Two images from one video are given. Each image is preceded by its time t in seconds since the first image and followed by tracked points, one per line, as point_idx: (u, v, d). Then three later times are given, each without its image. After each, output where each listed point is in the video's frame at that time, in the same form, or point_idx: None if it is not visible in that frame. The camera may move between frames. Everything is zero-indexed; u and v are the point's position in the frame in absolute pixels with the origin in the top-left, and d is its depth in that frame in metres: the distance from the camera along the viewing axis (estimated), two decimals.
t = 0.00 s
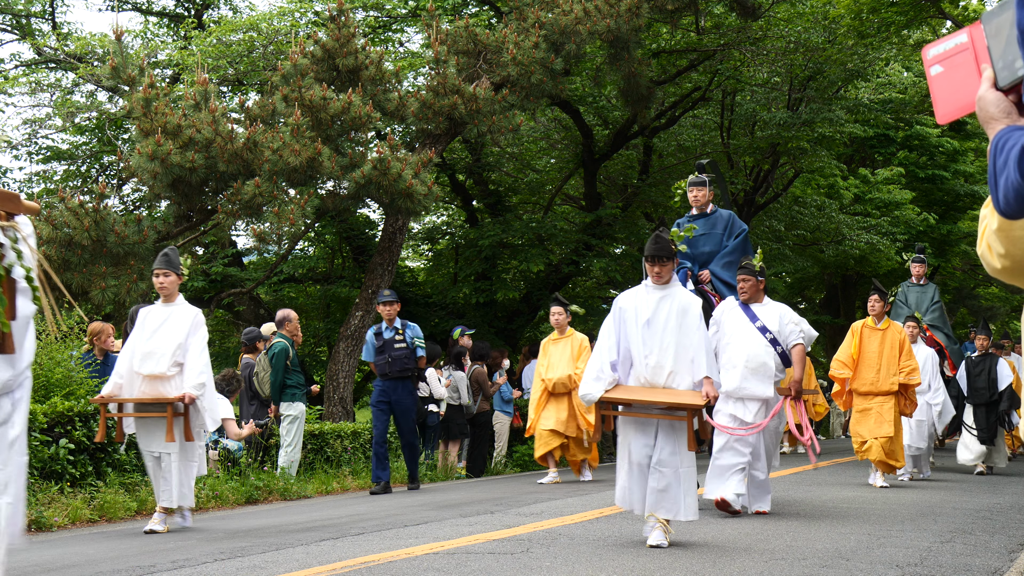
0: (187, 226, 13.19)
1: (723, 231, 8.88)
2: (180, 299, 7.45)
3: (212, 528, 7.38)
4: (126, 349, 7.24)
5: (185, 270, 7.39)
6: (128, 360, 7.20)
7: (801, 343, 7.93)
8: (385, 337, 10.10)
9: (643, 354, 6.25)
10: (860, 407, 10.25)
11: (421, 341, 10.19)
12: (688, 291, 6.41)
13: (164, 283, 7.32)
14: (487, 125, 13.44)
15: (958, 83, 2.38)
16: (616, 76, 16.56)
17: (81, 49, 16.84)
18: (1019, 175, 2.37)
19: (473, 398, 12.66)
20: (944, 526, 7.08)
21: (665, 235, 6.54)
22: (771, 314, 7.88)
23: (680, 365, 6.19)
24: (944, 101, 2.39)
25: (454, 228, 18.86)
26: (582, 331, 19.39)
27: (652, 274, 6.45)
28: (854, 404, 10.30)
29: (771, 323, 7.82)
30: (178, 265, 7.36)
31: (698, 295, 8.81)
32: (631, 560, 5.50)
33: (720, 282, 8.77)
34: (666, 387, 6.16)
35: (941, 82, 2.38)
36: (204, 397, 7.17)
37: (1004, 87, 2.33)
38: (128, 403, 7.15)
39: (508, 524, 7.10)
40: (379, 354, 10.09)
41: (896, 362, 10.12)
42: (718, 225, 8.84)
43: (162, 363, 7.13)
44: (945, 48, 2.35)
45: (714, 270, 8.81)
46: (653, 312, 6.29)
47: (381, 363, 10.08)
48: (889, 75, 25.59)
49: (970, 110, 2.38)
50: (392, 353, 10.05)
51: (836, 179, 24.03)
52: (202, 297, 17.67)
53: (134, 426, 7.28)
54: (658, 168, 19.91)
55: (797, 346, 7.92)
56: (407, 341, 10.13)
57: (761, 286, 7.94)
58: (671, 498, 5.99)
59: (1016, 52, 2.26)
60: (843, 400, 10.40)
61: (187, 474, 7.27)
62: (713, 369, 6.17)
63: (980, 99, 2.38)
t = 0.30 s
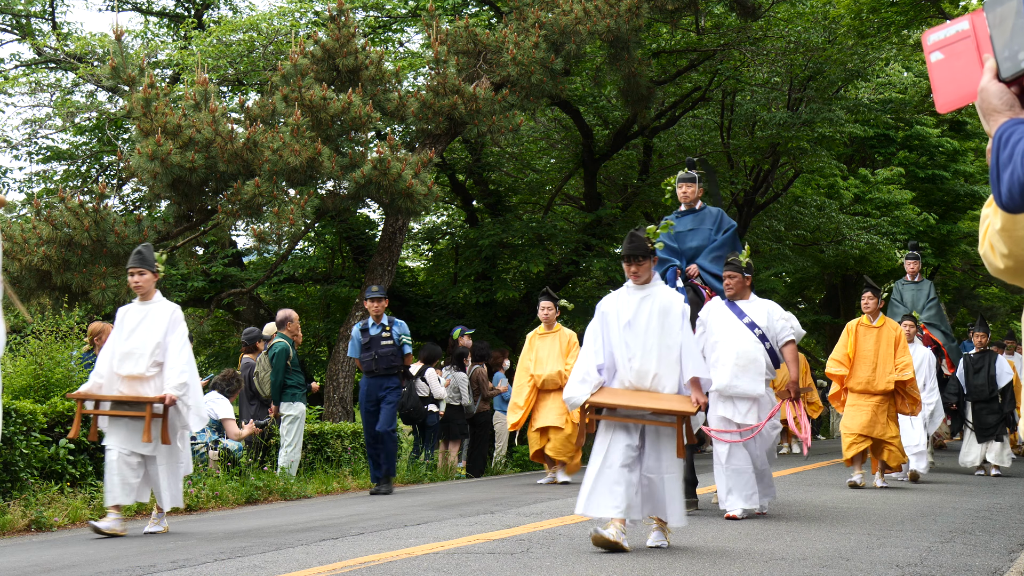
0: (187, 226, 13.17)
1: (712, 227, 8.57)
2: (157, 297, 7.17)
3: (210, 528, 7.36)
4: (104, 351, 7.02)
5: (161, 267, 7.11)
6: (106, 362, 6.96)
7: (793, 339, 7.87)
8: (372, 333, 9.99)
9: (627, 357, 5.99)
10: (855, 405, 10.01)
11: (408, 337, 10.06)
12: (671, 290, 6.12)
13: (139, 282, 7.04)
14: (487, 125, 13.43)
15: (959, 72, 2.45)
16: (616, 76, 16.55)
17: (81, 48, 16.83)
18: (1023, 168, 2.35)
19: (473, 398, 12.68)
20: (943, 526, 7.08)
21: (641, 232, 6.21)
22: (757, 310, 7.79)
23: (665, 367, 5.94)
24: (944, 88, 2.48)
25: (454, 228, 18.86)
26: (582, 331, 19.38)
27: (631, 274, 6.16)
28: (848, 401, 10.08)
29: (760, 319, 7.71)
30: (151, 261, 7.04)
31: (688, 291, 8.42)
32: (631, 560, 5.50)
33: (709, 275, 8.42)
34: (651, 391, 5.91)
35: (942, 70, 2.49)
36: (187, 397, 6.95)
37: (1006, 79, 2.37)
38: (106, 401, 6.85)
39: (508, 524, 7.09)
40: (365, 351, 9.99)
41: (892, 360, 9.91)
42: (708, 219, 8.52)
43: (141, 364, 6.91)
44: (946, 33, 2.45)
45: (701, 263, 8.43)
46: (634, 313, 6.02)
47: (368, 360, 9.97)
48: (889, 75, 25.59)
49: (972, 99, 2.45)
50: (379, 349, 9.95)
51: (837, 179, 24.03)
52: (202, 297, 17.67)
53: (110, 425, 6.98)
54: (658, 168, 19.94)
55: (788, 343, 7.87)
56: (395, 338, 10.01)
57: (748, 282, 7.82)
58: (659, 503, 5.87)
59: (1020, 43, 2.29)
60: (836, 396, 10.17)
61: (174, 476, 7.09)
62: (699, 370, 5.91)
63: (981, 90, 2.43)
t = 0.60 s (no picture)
0: (187, 226, 13.16)
1: (700, 221, 8.44)
2: (127, 295, 7.10)
3: (209, 528, 7.35)
4: (72, 349, 6.89)
5: (131, 266, 7.06)
6: (75, 360, 6.83)
7: (785, 341, 7.49)
8: (357, 334, 9.79)
9: (604, 351, 5.84)
10: (849, 407, 9.85)
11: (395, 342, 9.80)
12: (649, 282, 6.01)
13: (109, 280, 7.00)
14: (487, 125, 13.44)
15: (966, 64, 2.44)
16: (617, 76, 16.56)
17: (81, 48, 16.83)
18: None
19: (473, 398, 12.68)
20: (943, 526, 7.08)
21: (617, 221, 6.04)
22: (748, 308, 7.48)
23: (644, 361, 5.80)
24: (950, 81, 2.47)
25: (454, 228, 18.85)
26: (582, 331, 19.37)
27: (608, 265, 6.02)
28: (841, 403, 9.92)
29: (750, 319, 7.42)
30: (120, 259, 6.99)
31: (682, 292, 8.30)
32: (630, 561, 5.50)
33: (701, 272, 8.29)
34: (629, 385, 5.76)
35: (947, 63, 2.49)
36: (160, 397, 6.84)
37: (1011, 73, 2.36)
38: (76, 401, 6.76)
39: (508, 524, 7.08)
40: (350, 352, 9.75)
41: (884, 358, 9.72)
42: (694, 215, 8.42)
43: (111, 362, 6.78)
44: (955, 23, 2.43)
45: (692, 261, 8.30)
46: (612, 306, 5.90)
47: (351, 363, 9.74)
48: (889, 75, 25.59)
49: (976, 93, 2.44)
50: (363, 352, 9.69)
51: (836, 179, 24.03)
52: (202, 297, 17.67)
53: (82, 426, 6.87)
54: (659, 167, 19.95)
55: (780, 345, 7.47)
56: (379, 341, 9.75)
57: (740, 279, 7.52)
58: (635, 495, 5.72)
59: None
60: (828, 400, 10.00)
61: (147, 476, 6.97)
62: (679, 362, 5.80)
63: (986, 84, 2.42)
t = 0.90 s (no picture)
0: (187, 226, 13.17)
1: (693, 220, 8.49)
2: (104, 291, 7.06)
3: (210, 528, 7.35)
4: (47, 346, 6.85)
5: (107, 262, 7.02)
6: (49, 357, 6.80)
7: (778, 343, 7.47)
8: (345, 330, 9.68)
9: (583, 354, 5.81)
10: (843, 408, 9.79)
11: (383, 335, 9.67)
12: (633, 285, 5.96)
13: (85, 277, 6.95)
14: (487, 125, 13.44)
15: (971, 61, 2.42)
16: (617, 76, 16.57)
17: (81, 48, 16.83)
18: None
19: (473, 398, 12.70)
20: (943, 526, 7.09)
21: (606, 221, 6.01)
22: (741, 308, 7.43)
23: (623, 367, 5.76)
24: (952, 79, 2.46)
25: (454, 228, 18.85)
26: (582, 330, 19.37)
27: (593, 265, 5.98)
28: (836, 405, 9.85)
29: (741, 319, 7.38)
30: (97, 256, 6.95)
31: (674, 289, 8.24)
32: (630, 560, 5.50)
33: (693, 270, 8.27)
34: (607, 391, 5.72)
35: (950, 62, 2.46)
36: (135, 395, 6.84)
37: (1014, 73, 2.35)
38: (51, 400, 6.72)
39: (508, 524, 7.09)
40: (338, 347, 9.70)
41: (878, 359, 9.70)
42: (688, 211, 8.47)
43: (88, 360, 6.76)
44: (959, 21, 2.41)
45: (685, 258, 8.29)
46: (594, 308, 5.86)
47: (339, 358, 9.66)
48: (889, 75, 25.58)
49: (980, 91, 2.43)
50: (349, 348, 9.60)
51: (836, 179, 24.03)
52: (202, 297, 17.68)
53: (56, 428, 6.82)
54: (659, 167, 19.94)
55: (774, 346, 7.45)
56: (365, 336, 9.63)
57: (734, 277, 7.48)
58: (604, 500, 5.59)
59: None
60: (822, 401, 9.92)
61: (101, 478, 6.72)
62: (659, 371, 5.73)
63: (989, 83, 2.40)
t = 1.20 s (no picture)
0: (187, 226, 13.18)
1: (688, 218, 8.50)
2: (82, 291, 6.90)
3: (209, 529, 7.35)
4: (23, 347, 6.73)
5: (86, 261, 6.89)
6: (24, 358, 6.68)
7: (770, 334, 7.37)
8: (328, 334, 9.45)
9: (567, 347, 5.73)
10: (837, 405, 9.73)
11: (366, 339, 9.52)
12: (617, 275, 5.85)
13: (62, 276, 6.81)
14: (487, 125, 13.43)
15: (974, 57, 2.41)
16: (617, 76, 16.57)
17: (81, 48, 16.83)
18: None
19: (473, 398, 12.73)
20: (943, 526, 7.09)
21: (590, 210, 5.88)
22: (731, 304, 7.32)
23: (607, 360, 5.68)
24: (957, 74, 2.45)
25: (454, 228, 18.87)
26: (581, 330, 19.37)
27: (577, 257, 5.90)
28: (831, 402, 9.77)
29: (732, 316, 7.27)
30: (72, 254, 6.77)
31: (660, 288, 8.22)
32: (631, 560, 5.51)
33: (681, 270, 8.25)
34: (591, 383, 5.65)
35: (954, 55, 2.46)
36: (107, 401, 6.61)
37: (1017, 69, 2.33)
38: (22, 407, 6.56)
39: (508, 524, 7.09)
40: (322, 353, 9.43)
41: (877, 358, 9.65)
42: (682, 209, 8.47)
43: (60, 362, 6.60)
44: (963, 15, 2.40)
45: (674, 256, 8.28)
46: (577, 300, 5.77)
47: (323, 363, 9.41)
48: (889, 75, 25.57)
49: (983, 87, 2.42)
50: (335, 352, 9.38)
51: (837, 179, 24.01)
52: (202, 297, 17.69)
53: (33, 432, 6.70)
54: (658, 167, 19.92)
55: (765, 339, 7.34)
56: (351, 339, 9.46)
57: (722, 274, 7.36)
58: (599, 505, 5.48)
59: None
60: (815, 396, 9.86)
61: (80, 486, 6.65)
62: (643, 364, 5.66)
63: (992, 79, 2.39)
